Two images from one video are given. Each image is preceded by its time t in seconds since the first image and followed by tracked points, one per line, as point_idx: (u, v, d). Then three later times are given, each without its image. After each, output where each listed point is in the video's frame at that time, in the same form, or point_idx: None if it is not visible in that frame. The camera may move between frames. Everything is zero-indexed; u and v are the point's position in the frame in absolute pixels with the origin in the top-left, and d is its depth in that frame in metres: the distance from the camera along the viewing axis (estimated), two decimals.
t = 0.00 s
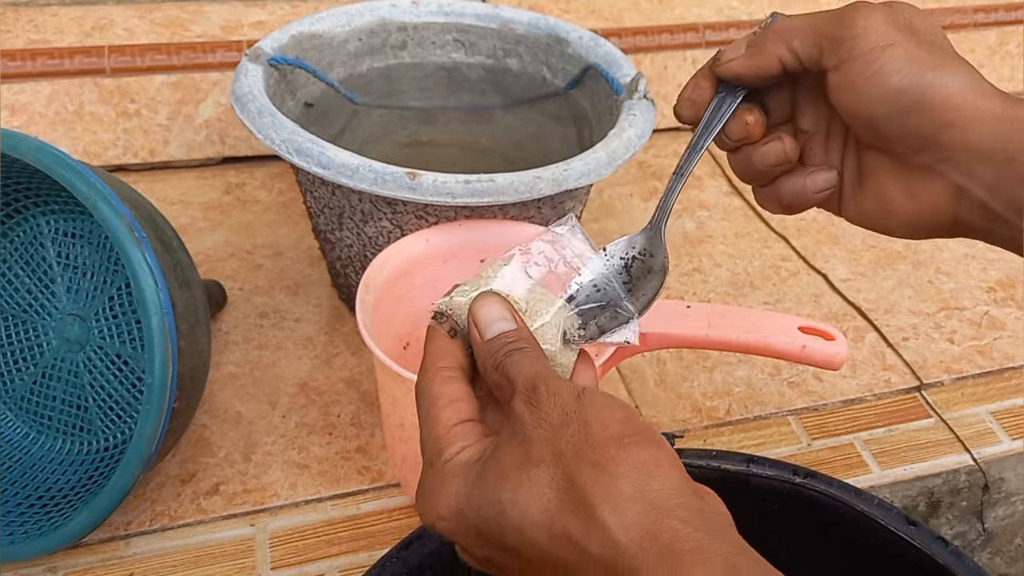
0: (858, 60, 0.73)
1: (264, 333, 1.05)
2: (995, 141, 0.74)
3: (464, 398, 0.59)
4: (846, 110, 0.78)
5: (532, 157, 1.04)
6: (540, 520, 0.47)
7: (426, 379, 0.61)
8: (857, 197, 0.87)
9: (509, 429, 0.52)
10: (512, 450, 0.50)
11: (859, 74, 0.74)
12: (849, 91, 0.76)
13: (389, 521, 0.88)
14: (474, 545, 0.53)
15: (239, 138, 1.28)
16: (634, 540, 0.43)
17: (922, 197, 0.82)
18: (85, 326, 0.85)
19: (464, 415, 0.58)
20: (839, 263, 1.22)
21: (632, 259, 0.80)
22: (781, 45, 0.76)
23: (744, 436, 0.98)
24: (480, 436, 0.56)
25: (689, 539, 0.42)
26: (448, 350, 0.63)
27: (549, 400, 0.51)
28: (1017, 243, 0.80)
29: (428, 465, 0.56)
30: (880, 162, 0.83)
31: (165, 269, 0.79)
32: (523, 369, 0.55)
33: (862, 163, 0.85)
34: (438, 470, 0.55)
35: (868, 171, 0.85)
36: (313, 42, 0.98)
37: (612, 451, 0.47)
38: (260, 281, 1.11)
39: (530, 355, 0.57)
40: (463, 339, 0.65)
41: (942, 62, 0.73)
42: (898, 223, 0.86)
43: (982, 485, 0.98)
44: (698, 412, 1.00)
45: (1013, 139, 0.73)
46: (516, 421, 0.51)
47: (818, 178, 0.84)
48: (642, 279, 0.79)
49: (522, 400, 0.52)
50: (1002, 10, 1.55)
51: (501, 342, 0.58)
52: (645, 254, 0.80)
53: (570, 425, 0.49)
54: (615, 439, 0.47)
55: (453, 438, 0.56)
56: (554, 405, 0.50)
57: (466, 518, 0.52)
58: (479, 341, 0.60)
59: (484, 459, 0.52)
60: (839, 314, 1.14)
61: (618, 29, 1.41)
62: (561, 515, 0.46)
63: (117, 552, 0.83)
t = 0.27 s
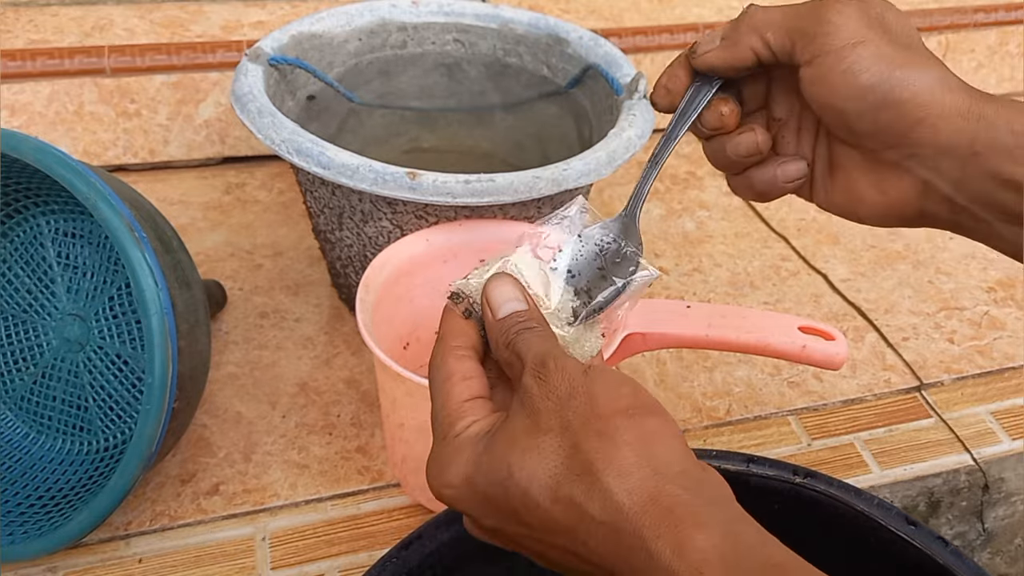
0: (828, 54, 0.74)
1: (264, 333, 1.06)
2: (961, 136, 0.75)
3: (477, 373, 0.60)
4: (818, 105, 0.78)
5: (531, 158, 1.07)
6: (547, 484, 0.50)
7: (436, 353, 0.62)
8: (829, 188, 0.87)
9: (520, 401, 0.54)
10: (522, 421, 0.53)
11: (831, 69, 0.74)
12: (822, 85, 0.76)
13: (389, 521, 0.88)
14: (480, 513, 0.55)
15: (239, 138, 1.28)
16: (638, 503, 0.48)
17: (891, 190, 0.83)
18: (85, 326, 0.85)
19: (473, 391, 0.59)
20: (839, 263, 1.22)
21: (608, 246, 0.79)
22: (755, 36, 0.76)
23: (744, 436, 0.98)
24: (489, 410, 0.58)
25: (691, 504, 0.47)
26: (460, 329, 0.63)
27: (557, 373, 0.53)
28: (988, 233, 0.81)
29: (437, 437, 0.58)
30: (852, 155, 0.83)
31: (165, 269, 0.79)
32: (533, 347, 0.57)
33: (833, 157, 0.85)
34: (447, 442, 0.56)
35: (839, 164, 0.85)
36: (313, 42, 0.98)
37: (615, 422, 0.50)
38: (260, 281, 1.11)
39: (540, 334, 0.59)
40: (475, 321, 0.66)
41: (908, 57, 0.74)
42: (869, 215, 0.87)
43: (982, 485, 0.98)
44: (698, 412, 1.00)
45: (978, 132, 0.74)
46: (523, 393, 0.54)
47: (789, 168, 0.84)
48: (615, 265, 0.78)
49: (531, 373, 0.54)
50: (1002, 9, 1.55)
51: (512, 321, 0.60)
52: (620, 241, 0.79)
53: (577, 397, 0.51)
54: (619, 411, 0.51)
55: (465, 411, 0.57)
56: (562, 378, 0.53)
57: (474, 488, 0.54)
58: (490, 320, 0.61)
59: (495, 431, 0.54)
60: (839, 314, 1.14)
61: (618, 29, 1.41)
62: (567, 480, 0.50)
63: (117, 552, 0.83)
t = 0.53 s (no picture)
0: (792, 69, 0.70)
1: (264, 333, 1.06)
2: (933, 143, 0.68)
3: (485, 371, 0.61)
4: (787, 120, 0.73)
5: (532, 157, 1.05)
6: (553, 481, 0.50)
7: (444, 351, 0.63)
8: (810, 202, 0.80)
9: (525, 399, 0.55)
10: (528, 419, 0.53)
11: (797, 86, 0.70)
12: (790, 102, 0.71)
13: (389, 521, 0.88)
14: (490, 508, 0.56)
15: (239, 138, 1.27)
16: (640, 498, 0.48)
17: (868, 203, 0.76)
18: (85, 326, 0.85)
19: (480, 388, 0.60)
20: (839, 263, 1.22)
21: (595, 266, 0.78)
22: (728, 62, 0.73)
23: (744, 436, 0.98)
24: (496, 408, 0.58)
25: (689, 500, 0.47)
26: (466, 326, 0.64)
27: (562, 370, 0.54)
28: (969, 248, 0.73)
29: (448, 433, 0.58)
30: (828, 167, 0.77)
31: (165, 269, 0.79)
32: (537, 344, 0.57)
33: (811, 171, 0.79)
34: (457, 438, 0.57)
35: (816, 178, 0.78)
36: (313, 42, 0.98)
37: (618, 419, 0.50)
38: (260, 281, 1.11)
39: (542, 330, 0.59)
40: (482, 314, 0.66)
41: (870, 69, 0.69)
42: (851, 234, 0.79)
43: (982, 485, 0.98)
44: (698, 412, 1.00)
45: (951, 142, 0.68)
46: (530, 392, 0.54)
47: (770, 184, 0.79)
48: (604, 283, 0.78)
49: (536, 371, 0.55)
50: (1002, 9, 1.55)
51: (515, 317, 0.60)
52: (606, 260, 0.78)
53: (581, 395, 0.52)
54: (623, 408, 0.51)
55: (472, 409, 0.58)
56: (567, 376, 0.53)
57: (483, 484, 0.54)
58: (493, 318, 0.62)
59: (501, 428, 0.55)
60: (839, 314, 1.14)
61: (618, 29, 1.41)
62: (572, 477, 0.50)
63: (117, 552, 0.83)
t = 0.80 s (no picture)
0: (814, 116, 0.75)
1: (264, 333, 1.05)
2: (936, 197, 0.74)
3: (494, 360, 0.61)
4: (801, 166, 0.77)
5: (532, 158, 1.05)
6: (557, 475, 0.51)
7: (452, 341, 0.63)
8: (801, 253, 0.84)
9: (532, 393, 0.55)
10: (534, 413, 0.54)
11: (816, 132, 0.75)
12: (808, 147, 0.75)
13: (389, 521, 0.88)
14: (492, 500, 0.57)
15: (239, 138, 1.27)
16: (643, 496, 0.49)
17: (868, 254, 0.79)
18: (85, 326, 0.85)
19: (488, 377, 0.60)
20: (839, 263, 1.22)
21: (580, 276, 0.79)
22: (748, 114, 0.78)
23: (744, 436, 0.98)
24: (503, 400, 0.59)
25: (692, 497, 0.48)
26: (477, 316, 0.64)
27: (570, 365, 0.54)
28: (966, 300, 0.76)
29: (454, 424, 0.59)
30: (822, 215, 0.81)
31: (165, 269, 0.79)
32: (546, 338, 0.58)
33: (809, 223, 0.83)
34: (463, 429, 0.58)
35: (813, 229, 0.82)
36: (313, 42, 0.98)
37: (624, 415, 0.51)
38: (260, 281, 1.11)
39: (552, 324, 0.59)
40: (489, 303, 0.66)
41: (883, 126, 0.75)
42: (845, 290, 0.82)
43: (981, 485, 0.98)
44: (698, 412, 1.00)
45: (951, 197, 0.74)
46: (536, 386, 0.55)
47: (756, 228, 0.83)
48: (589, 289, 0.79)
49: (543, 365, 0.55)
50: (1003, 9, 1.54)
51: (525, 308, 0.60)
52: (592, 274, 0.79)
53: (587, 391, 0.53)
54: (628, 406, 0.52)
55: (479, 400, 0.59)
56: (573, 370, 0.54)
57: (486, 475, 0.55)
58: (502, 308, 0.62)
59: (508, 421, 0.55)
60: (839, 314, 1.14)
61: (618, 29, 1.41)
62: (576, 472, 0.51)
63: (117, 552, 0.83)
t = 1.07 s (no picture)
0: (832, 148, 0.73)
1: (264, 333, 1.06)
2: (942, 233, 0.73)
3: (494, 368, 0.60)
4: (811, 196, 0.74)
5: (533, 158, 1.06)
6: (563, 490, 0.52)
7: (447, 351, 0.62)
8: (805, 289, 0.80)
9: (533, 406, 0.55)
10: (537, 427, 0.54)
11: (832, 163, 0.73)
12: (823, 178, 0.73)
13: (389, 521, 0.88)
14: (498, 512, 0.57)
15: (239, 138, 1.27)
16: (649, 508, 0.50)
17: (874, 287, 0.76)
18: (85, 326, 0.85)
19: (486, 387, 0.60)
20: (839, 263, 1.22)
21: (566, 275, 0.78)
22: (761, 145, 0.77)
23: (744, 436, 0.98)
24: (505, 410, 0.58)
25: (695, 505, 0.49)
26: (470, 320, 0.62)
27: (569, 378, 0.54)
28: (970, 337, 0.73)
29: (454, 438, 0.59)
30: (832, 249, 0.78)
31: (165, 269, 0.79)
32: (539, 349, 0.56)
33: (813, 255, 0.79)
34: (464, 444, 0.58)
35: (819, 263, 0.79)
36: (313, 42, 0.98)
37: (626, 429, 0.52)
38: (260, 281, 1.11)
39: (543, 332, 0.58)
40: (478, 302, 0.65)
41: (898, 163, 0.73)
42: (847, 323, 0.78)
43: (982, 485, 0.98)
44: (698, 412, 1.00)
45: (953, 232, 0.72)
46: (537, 399, 0.55)
47: (754, 254, 0.78)
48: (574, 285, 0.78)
49: (542, 378, 0.55)
50: (1003, 9, 1.54)
51: (513, 317, 0.59)
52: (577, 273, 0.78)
53: (589, 405, 0.53)
54: (630, 419, 0.52)
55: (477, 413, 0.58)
56: (573, 383, 0.54)
57: (491, 489, 0.56)
58: (492, 316, 0.60)
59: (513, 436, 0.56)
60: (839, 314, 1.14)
61: (618, 29, 1.41)
62: (582, 486, 0.52)
63: (117, 552, 0.83)
